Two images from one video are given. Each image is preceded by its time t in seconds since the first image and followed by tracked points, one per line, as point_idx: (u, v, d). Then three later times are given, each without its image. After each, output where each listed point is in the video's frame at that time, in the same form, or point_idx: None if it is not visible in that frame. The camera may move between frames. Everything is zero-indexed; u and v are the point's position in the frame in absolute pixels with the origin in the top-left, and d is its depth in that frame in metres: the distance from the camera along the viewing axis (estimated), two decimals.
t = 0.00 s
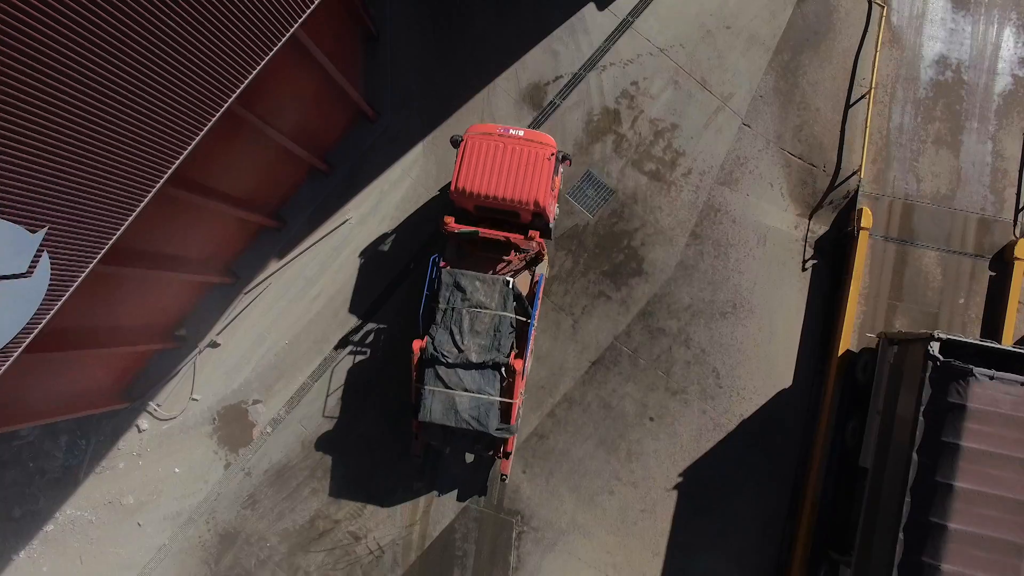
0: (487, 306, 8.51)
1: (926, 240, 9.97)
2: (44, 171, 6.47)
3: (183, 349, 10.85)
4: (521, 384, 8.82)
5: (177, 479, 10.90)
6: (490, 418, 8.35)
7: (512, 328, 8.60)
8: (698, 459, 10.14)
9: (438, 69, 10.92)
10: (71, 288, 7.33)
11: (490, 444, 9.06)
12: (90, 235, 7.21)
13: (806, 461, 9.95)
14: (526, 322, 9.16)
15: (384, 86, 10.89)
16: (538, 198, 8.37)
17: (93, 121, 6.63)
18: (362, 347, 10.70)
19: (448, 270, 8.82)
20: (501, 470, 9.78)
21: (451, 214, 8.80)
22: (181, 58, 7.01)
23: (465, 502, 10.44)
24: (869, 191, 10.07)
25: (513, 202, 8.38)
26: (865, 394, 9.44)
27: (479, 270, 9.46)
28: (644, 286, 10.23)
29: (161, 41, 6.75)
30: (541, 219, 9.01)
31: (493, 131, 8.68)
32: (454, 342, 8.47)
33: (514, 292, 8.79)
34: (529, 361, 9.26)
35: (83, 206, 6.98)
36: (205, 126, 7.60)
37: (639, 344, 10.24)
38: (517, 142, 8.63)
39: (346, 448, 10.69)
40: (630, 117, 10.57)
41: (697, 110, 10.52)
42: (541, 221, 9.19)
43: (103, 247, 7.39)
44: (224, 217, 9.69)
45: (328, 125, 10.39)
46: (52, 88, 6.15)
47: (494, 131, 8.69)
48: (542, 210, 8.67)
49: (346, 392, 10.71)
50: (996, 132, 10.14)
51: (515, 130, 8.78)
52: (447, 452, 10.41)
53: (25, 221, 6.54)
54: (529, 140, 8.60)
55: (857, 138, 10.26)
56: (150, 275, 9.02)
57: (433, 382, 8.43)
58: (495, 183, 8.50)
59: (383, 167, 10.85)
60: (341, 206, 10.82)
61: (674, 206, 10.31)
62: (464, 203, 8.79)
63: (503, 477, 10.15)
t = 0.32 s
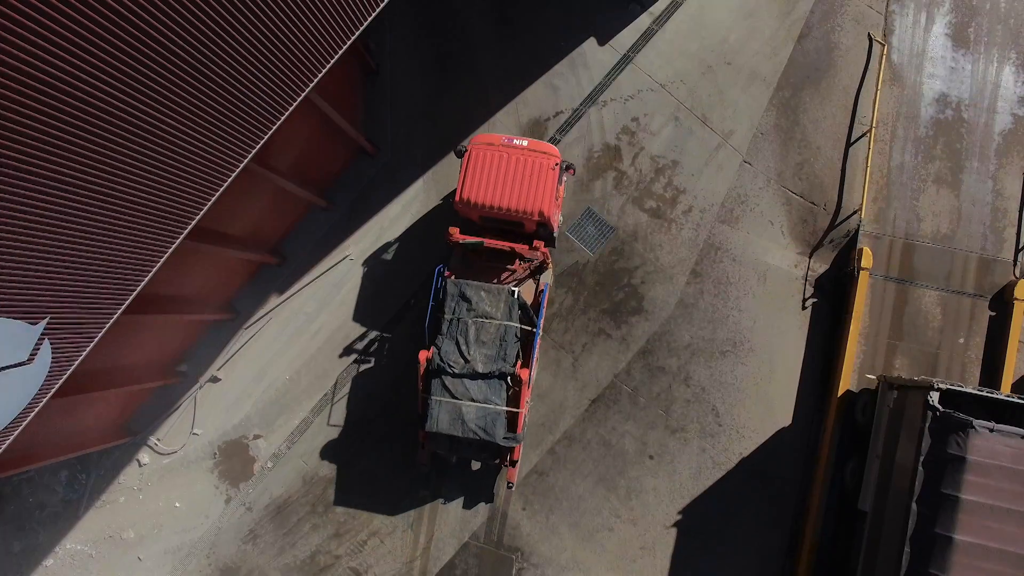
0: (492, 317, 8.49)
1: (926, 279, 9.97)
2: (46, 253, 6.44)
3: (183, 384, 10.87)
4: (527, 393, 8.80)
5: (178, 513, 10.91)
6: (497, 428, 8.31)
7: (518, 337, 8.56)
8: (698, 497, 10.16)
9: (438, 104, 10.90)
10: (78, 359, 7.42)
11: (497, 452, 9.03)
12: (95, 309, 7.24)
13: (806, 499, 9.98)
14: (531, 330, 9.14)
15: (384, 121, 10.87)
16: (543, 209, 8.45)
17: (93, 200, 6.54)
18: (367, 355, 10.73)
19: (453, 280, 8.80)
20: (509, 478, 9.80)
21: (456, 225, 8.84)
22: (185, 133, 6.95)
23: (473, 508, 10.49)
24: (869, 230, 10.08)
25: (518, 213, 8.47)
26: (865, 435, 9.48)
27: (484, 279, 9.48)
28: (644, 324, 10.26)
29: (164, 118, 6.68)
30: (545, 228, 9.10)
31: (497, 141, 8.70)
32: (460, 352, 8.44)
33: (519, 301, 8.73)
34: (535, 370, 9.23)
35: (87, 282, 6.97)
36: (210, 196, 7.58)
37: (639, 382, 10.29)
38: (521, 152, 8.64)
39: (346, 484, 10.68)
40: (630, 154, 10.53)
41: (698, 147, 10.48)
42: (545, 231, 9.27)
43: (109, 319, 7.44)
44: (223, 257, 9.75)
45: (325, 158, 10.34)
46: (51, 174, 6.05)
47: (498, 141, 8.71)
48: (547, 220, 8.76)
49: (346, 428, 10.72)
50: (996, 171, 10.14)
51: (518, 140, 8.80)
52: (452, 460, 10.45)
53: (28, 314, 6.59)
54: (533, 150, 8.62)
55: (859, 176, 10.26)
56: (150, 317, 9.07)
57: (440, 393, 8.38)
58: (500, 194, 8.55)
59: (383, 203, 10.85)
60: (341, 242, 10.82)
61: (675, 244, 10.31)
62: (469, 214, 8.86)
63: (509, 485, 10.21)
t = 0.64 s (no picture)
0: (496, 324, 8.61)
1: (926, 312, 9.97)
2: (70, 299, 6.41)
3: (184, 414, 10.87)
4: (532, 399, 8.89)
5: (178, 543, 10.88)
6: (502, 434, 8.35)
7: (522, 344, 8.68)
8: (698, 530, 10.16)
9: (439, 134, 10.90)
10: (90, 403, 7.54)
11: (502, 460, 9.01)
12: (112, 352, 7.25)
13: (805, 532, 9.98)
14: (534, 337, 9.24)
15: (385, 152, 10.88)
16: (546, 216, 8.47)
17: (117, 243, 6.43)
18: (370, 361, 10.75)
19: (457, 288, 8.89)
20: (515, 485, 9.74)
21: (460, 234, 8.79)
22: (216, 174, 6.94)
23: (478, 514, 10.52)
24: (869, 264, 10.10)
25: (522, 221, 8.46)
26: (865, 470, 9.44)
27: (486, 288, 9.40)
28: (644, 357, 10.27)
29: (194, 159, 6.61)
30: (548, 236, 9.13)
31: (498, 149, 8.74)
32: (464, 360, 8.51)
33: (523, 309, 8.81)
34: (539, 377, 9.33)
35: (107, 323, 6.96)
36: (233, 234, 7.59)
37: (639, 415, 10.30)
38: (523, 160, 8.69)
39: (346, 515, 10.69)
40: (630, 186, 10.50)
41: (698, 179, 10.46)
42: (548, 238, 9.28)
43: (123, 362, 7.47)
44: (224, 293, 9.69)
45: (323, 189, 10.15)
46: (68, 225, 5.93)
47: (499, 150, 8.76)
48: (550, 228, 8.78)
49: (346, 459, 10.72)
50: (996, 204, 10.14)
51: (520, 148, 8.86)
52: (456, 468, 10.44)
53: (24, 397, 6.74)
54: (535, 158, 8.70)
55: (859, 209, 10.26)
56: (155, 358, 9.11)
57: (445, 401, 8.38)
58: (504, 202, 8.56)
59: (383, 233, 10.86)
60: (341, 273, 10.82)
61: (675, 277, 10.31)
62: (473, 222, 8.82)
63: (516, 492, 10.22)
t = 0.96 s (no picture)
0: (500, 333, 8.51)
1: (927, 350, 9.96)
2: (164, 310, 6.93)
3: (185, 448, 10.87)
4: (537, 407, 8.84)
5: None
6: (509, 443, 8.32)
7: (526, 352, 8.58)
8: (698, 568, 10.15)
9: (439, 169, 10.91)
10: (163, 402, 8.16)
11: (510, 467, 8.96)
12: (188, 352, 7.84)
13: (806, 570, 9.97)
14: (539, 344, 9.18)
15: (385, 187, 10.91)
16: (547, 224, 8.53)
17: (203, 257, 6.85)
18: (373, 368, 10.78)
19: (460, 298, 8.80)
20: (522, 491, 9.70)
21: (461, 244, 8.87)
22: (277, 205, 7.32)
23: (485, 522, 10.52)
24: (870, 303, 10.10)
25: (523, 229, 8.53)
26: (865, 511, 9.44)
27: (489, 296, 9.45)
28: (645, 394, 10.29)
29: (270, 184, 6.98)
30: (550, 243, 9.17)
31: (498, 158, 8.80)
32: (470, 370, 8.43)
33: (527, 317, 8.75)
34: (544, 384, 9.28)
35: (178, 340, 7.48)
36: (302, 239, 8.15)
37: (639, 452, 10.30)
38: (522, 168, 8.74)
39: (346, 551, 10.64)
40: (631, 223, 10.50)
41: (699, 216, 10.45)
42: (549, 245, 9.32)
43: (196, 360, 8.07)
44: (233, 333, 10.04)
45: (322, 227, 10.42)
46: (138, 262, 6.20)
47: (499, 159, 8.81)
48: (551, 235, 8.82)
49: (347, 495, 10.70)
50: (998, 243, 10.12)
51: (519, 156, 8.91)
52: (463, 475, 10.41)
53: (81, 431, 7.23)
54: (535, 165, 8.73)
55: (861, 247, 10.24)
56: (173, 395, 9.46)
57: (451, 411, 8.36)
58: (505, 211, 8.64)
59: (383, 268, 10.86)
60: (342, 307, 10.84)
61: (676, 314, 10.31)
62: (474, 232, 8.90)
63: (524, 498, 10.20)
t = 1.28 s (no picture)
0: (503, 341, 8.47)
1: (928, 387, 9.96)
2: (232, 339, 7.45)
3: (187, 482, 10.90)
4: (541, 413, 8.86)
5: None
6: (515, 451, 8.30)
7: (529, 359, 8.56)
8: None
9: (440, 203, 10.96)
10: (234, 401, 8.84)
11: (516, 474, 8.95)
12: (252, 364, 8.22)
13: None
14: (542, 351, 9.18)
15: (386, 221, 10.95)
16: (546, 231, 8.70)
17: (278, 281, 7.31)
18: (374, 375, 10.83)
19: (461, 307, 8.78)
20: (529, 498, 9.57)
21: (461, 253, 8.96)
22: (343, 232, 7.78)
23: (491, 527, 10.49)
24: (871, 341, 10.10)
25: (523, 237, 8.71)
26: (865, 552, 9.40)
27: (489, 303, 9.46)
28: (645, 431, 10.30)
29: (340, 214, 7.39)
30: (549, 251, 9.31)
31: (497, 167, 8.97)
32: (473, 379, 8.37)
33: (529, 324, 8.79)
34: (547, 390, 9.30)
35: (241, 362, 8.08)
36: (357, 254, 8.43)
37: (639, 488, 10.31)
38: (520, 177, 8.92)
39: None
40: (632, 259, 10.50)
41: (700, 252, 10.46)
42: (548, 253, 9.46)
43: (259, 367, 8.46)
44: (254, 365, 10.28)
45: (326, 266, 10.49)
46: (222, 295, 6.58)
47: (498, 168, 8.97)
48: (551, 242, 8.98)
49: (346, 529, 10.68)
50: (999, 281, 10.12)
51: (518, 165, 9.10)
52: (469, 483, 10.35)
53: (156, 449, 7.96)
54: (533, 174, 8.90)
55: (862, 285, 10.23)
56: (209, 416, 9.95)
57: (456, 420, 8.32)
58: (505, 220, 8.78)
59: (385, 302, 10.92)
60: (343, 342, 10.89)
61: (676, 351, 10.32)
62: (475, 240, 9.02)
63: (530, 505, 10.17)
